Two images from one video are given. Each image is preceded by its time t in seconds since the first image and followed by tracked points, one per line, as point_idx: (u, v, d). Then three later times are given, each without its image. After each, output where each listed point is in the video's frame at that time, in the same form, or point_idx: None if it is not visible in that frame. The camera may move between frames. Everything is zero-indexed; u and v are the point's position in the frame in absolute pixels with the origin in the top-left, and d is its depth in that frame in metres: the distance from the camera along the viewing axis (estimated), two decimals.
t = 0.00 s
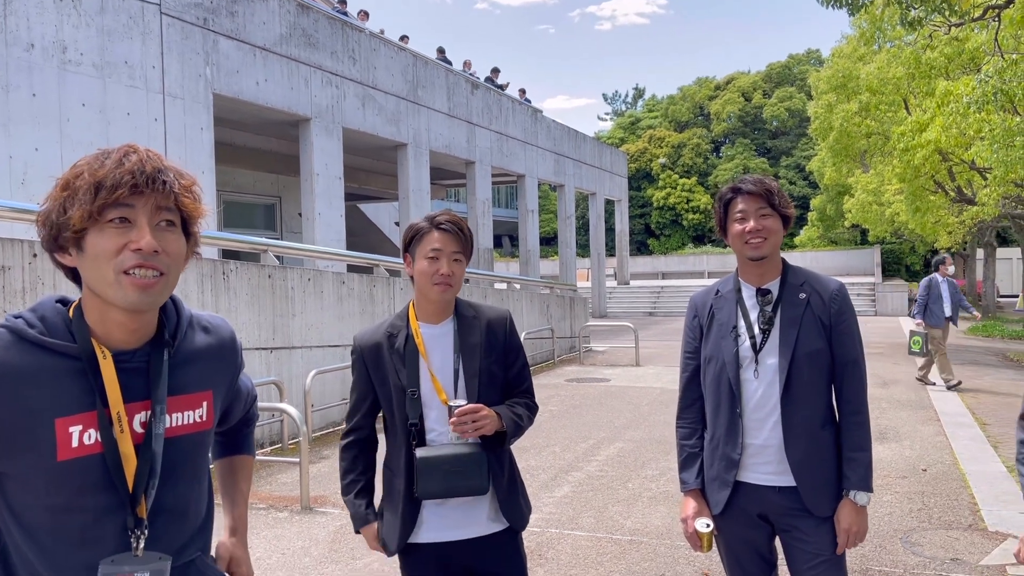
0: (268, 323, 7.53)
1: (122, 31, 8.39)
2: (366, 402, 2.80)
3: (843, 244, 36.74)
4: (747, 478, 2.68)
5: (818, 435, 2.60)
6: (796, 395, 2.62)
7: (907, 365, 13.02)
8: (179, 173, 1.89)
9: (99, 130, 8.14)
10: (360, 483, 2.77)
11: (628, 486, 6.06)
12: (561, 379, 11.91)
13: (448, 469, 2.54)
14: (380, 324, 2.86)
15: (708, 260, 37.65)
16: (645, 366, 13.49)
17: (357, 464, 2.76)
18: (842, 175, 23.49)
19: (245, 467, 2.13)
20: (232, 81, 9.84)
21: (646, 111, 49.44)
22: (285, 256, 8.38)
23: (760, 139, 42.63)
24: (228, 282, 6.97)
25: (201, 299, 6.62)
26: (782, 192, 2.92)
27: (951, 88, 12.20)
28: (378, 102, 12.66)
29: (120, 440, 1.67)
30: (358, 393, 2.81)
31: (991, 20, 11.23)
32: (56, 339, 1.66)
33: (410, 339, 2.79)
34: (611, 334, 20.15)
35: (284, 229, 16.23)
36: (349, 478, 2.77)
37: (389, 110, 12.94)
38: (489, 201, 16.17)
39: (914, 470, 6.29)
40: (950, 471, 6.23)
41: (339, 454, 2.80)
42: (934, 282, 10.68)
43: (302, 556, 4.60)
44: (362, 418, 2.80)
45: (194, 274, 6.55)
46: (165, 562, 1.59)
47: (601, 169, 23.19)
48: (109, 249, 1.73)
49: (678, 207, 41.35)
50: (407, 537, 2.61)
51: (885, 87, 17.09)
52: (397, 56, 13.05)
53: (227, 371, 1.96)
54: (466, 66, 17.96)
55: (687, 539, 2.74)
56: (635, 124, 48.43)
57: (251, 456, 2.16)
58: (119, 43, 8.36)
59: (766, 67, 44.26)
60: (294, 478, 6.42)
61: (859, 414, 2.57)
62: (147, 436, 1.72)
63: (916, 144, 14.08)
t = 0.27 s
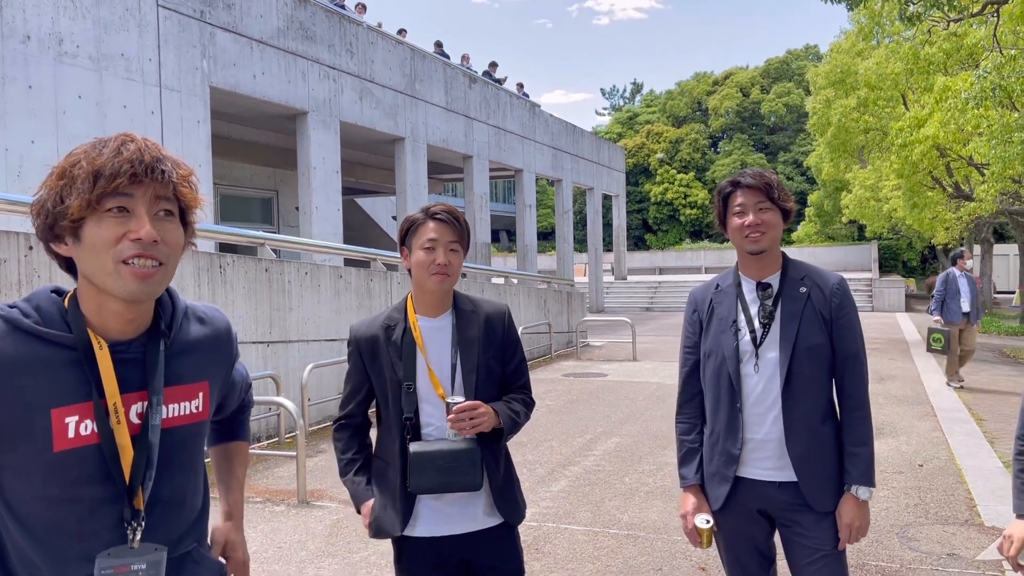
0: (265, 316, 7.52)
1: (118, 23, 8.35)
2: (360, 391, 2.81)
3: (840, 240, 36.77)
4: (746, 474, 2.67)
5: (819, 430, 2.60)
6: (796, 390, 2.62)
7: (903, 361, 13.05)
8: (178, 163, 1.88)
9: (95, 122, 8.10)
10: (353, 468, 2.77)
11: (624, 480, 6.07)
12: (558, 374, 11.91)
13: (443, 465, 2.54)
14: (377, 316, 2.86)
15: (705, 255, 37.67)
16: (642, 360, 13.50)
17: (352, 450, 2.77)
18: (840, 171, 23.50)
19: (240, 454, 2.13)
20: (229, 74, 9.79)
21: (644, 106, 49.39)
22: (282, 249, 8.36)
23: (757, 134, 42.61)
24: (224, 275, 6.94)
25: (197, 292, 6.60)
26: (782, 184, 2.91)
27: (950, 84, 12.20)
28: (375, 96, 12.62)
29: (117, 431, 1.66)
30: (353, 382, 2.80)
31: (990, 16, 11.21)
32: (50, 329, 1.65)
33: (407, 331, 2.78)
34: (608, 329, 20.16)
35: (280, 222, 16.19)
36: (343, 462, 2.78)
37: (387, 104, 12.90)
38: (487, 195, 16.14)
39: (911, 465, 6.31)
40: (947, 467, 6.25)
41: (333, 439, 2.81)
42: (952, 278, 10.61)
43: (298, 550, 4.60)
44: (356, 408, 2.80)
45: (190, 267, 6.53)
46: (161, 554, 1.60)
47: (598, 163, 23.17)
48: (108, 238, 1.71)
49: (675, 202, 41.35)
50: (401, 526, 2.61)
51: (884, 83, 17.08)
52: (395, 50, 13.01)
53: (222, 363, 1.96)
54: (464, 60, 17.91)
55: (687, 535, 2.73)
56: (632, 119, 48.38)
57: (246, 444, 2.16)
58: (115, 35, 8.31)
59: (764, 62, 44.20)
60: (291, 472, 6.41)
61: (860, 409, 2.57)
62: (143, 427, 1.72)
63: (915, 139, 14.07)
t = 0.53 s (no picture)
0: (264, 312, 7.52)
1: (117, 17, 8.33)
2: (359, 385, 2.83)
3: (840, 237, 36.78)
4: (748, 470, 2.68)
5: (822, 428, 2.60)
6: (799, 387, 2.63)
7: (901, 358, 13.07)
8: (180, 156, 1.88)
9: (94, 117, 8.09)
10: (352, 458, 2.81)
11: (623, 476, 6.08)
12: (557, 370, 11.93)
13: (444, 461, 2.54)
14: (375, 311, 2.86)
15: (704, 252, 37.68)
16: (640, 356, 13.51)
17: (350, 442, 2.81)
18: (839, 167, 23.51)
19: (240, 444, 2.13)
20: (228, 69, 9.78)
21: (644, 102, 49.35)
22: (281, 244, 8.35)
23: (756, 130, 42.59)
24: (223, 270, 6.94)
25: (196, 287, 6.60)
26: (787, 179, 2.89)
27: (950, 81, 12.20)
28: (375, 91, 12.60)
29: (118, 423, 1.66)
30: (352, 379, 2.83)
31: (990, 13, 11.21)
32: (52, 320, 1.65)
33: (406, 327, 2.79)
34: (607, 325, 20.18)
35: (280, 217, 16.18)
36: (342, 453, 2.82)
37: (386, 99, 12.89)
38: (486, 191, 16.13)
39: (909, 462, 6.33)
40: (945, 464, 6.26)
41: (332, 430, 2.84)
42: (975, 279, 10.18)
43: (298, 544, 4.61)
44: (354, 403, 2.83)
45: (190, 262, 6.53)
46: (162, 547, 1.62)
47: (597, 159, 23.16)
48: (117, 231, 1.71)
49: (674, 198, 41.35)
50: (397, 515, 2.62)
51: (883, 79, 17.08)
52: (394, 45, 12.98)
53: (222, 357, 1.96)
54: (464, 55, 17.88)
55: (687, 532, 2.73)
56: (632, 115, 48.36)
57: (246, 434, 2.16)
58: (115, 29, 8.29)
59: (764, 59, 44.16)
60: (290, 467, 6.42)
61: (865, 408, 2.58)
62: (144, 419, 1.72)
63: (914, 136, 14.07)
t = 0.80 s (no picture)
0: (265, 308, 7.53)
1: (118, 13, 8.32)
2: (360, 392, 2.80)
3: (841, 234, 36.76)
4: (754, 471, 2.67)
5: (830, 430, 2.58)
6: (808, 388, 2.60)
7: (902, 355, 13.07)
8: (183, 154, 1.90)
9: (95, 113, 8.09)
10: (360, 470, 2.74)
11: (624, 473, 6.09)
12: (558, 367, 11.93)
13: (444, 458, 2.55)
14: (375, 309, 2.86)
15: (705, 249, 37.67)
16: (641, 354, 13.52)
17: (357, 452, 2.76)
18: (840, 165, 23.49)
19: (238, 441, 2.13)
20: (229, 65, 9.77)
21: (645, 99, 49.30)
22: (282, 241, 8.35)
23: (758, 128, 42.54)
24: (224, 266, 6.95)
25: (197, 283, 6.61)
26: (799, 175, 2.85)
27: (952, 78, 12.17)
28: (376, 87, 12.59)
29: (118, 417, 1.67)
30: (351, 381, 2.79)
31: (992, 11, 11.19)
32: (52, 316, 1.65)
33: (405, 326, 2.79)
34: (607, 322, 20.19)
35: (281, 214, 16.18)
36: (349, 466, 2.76)
37: (387, 96, 12.87)
38: (487, 188, 16.12)
39: (909, 459, 6.33)
40: (945, 461, 6.26)
41: (336, 442, 2.79)
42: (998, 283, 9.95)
43: (298, 540, 4.62)
44: (355, 407, 2.79)
45: (191, 259, 6.54)
46: (164, 541, 1.63)
47: (599, 157, 23.14)
48: (131, 228, 1.71)
49: (676, 195, 41.32)
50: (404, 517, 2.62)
51: (885, 77, 17.08)
52: (396, 41, 12.97)
53: (219, 353, 1.96)
54: (465, 52, 17.86)
55: (689, 528, 2.76)
56: (633, 112, 48.32)
57: (243, 432, 2.16)
58: (116, 25, 8.29)
59: (766, 56, 44.10)
60: (291, 463, 6.43)
61: (877, 411, 2.54)
62: (144, 413, 1.73)
63: (916, 134, 14.05)
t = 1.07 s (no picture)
0: (268, 306, 7.54)
1: (122, 11, 8.33)
2: (364, 395, 2.78)
3: (844, 233, 36.74)
4: (771, 473, 2.65)
5: (849, 434, 2.53)
6: (828, 390, 2.55)
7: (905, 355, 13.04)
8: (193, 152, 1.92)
9: (99, 111, 8.11)
10: (369, 473, 2.74)
11: (626, 471, 6.10)
12: (560, 365, 11.94)
13: (448, 456, 2.55)
14: (376, 308, 2.86)
15: (708, 248, 37.64)
16: (644, 353, 13.51)
17: (365, 456, 2.75)
18: (844, 164, 23.50)
19: (236, 450, 2.12)
20: (232, 63, 9.78)
21: (648, 98, 49.28)
22: (284, 239, 8.36)
23: (761, 126, 42.50)
24: (227, 264, 6.96)
25: (201, 281, 6.63)
26: (829, 166, 2.75)
27: (956, 77, 12.16)
28: (379, 86, 12.59)
29: (124, 414, 1.68)
30: (354, 382, 2.77)
31: (996, 9, 11.17)
32: (55, 315, 1.66)
33: (407, 325, 2.79)
34: (610, 321, 20.17)
35: (284, 212, 16.20)
36: (358, 470, 2.75)
37: (390, 94, 12.88)
38: (490, 186, 16.12)
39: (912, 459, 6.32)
40: (948, 461, 6.25)
41: (342, 447, 2.78)
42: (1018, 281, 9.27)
43: (300, 538, 4.63)
44: (358, 409, 2.78)
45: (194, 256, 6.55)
46: (172, 535, 1.64)
47: (602, 155, 23.12)
48: (164, 231, 1.75)
49: (679, 194, 41.29)
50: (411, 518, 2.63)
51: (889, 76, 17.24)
52: (399, 40, 12.96)
53: (218, 351, 1.96)
54: (469, 50, 17.86)
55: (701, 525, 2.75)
56: (637, 110, 48.30)
57: (242, 438, 2.15)
58: (119, 23, 8.30)
59: (769, 54, 44.05)
60: (293, 460, 6.44)
61: (904, 417, 2.47)
62: (148, 411, 1.74)
63: (919, 133, 14.02)
